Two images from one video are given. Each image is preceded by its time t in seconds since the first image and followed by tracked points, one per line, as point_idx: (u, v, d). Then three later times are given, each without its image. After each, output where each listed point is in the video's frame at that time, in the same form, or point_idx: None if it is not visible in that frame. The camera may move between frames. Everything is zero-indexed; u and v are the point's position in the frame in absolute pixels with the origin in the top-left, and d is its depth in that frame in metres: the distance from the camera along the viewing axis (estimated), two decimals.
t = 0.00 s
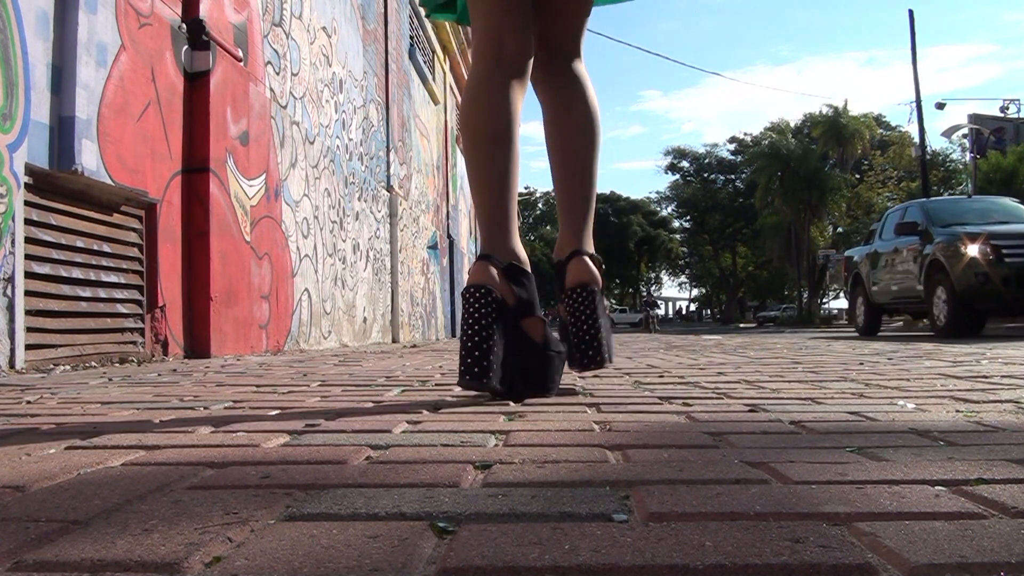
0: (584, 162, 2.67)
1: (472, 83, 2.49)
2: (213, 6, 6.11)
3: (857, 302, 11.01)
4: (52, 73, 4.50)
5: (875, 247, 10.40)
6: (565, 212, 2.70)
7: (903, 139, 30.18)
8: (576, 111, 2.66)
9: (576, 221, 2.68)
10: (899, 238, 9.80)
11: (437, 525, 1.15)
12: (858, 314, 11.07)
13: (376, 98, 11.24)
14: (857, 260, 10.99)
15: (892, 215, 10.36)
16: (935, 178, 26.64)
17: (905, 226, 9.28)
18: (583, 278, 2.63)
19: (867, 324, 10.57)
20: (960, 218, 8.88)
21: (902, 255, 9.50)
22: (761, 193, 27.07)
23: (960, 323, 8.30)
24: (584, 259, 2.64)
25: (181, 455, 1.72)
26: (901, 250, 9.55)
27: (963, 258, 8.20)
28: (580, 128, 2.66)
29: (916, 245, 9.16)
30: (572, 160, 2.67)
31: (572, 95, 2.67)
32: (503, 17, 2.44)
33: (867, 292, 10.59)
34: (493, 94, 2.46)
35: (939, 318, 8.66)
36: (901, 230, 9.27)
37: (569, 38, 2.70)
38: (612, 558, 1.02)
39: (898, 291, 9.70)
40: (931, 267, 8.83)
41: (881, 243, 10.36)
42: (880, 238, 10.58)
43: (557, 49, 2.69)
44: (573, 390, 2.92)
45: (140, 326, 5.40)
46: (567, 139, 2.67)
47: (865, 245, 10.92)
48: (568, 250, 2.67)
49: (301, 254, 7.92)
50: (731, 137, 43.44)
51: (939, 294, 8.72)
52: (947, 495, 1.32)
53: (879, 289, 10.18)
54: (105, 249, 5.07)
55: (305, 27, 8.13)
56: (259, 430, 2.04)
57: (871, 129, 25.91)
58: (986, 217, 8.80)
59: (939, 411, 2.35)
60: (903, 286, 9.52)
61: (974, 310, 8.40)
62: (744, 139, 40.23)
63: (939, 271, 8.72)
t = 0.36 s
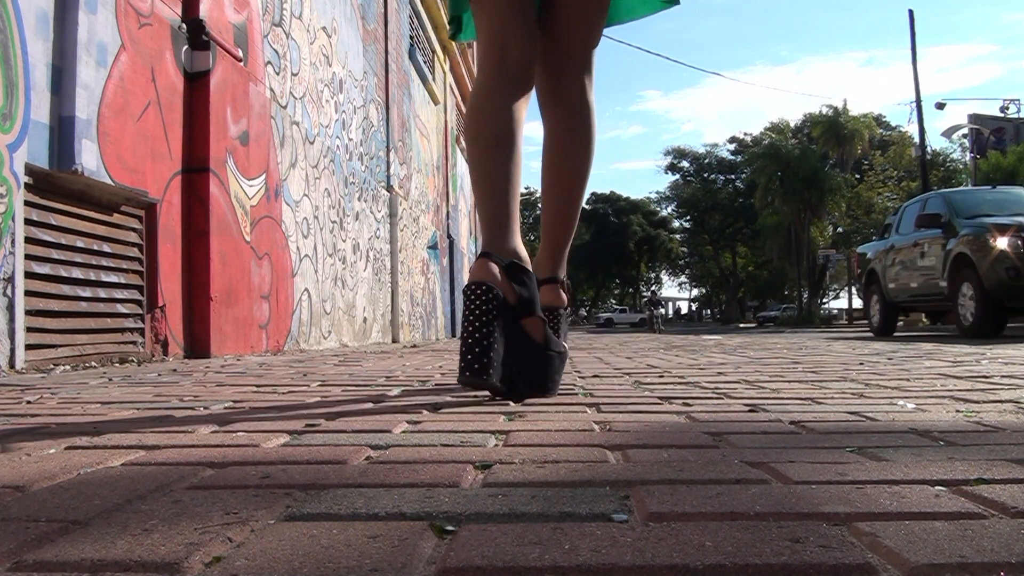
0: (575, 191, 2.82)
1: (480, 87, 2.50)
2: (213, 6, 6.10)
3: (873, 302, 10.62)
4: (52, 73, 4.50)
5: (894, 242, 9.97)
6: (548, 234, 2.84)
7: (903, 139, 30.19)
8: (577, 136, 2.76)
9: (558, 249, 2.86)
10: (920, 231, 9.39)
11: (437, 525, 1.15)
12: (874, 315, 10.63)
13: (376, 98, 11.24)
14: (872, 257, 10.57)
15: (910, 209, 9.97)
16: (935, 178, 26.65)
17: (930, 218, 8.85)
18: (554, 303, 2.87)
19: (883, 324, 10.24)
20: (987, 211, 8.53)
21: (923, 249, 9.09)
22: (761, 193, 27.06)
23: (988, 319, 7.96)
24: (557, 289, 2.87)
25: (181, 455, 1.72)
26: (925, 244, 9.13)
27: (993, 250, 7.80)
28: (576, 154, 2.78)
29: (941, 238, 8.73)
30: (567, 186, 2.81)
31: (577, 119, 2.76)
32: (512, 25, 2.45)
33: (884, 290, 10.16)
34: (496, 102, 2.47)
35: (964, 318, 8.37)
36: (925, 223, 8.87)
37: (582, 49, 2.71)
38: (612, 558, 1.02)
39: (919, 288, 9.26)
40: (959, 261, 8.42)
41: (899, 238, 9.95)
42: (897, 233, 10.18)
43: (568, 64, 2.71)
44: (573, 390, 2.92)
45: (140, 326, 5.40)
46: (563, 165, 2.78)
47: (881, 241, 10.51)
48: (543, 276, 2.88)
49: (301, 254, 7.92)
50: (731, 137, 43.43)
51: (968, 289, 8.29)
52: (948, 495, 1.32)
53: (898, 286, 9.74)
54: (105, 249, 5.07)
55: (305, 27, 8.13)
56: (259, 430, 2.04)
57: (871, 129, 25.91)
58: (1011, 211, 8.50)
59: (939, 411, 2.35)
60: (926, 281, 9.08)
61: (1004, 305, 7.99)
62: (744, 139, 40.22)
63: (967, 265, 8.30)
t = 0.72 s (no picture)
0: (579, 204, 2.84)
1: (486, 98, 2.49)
2: (213, 6, 6.10)
3: (892, 300, 10.14)
4: (52, 73, 4.50)
5: (914, 235, 9.54)
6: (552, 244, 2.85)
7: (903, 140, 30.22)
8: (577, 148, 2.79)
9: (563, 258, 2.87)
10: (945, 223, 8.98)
11: (437, 524, 1.16)
12: (893, 314, 10.20)
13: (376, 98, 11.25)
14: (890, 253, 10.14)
15: (932, 200, 9.58)
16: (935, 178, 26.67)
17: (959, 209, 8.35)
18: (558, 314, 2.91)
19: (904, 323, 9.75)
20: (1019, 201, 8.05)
21: (950, 242, 8.67)
22: (761, 193, 27.08)
23: None
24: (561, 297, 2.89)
25: (181, 455, 1.72)
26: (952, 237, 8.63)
27: None
28: (578, 166, 2.81)
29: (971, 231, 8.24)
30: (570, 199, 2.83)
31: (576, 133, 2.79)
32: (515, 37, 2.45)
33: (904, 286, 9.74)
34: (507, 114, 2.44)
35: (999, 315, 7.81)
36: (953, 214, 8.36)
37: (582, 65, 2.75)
38: (611, 557, 1.02)
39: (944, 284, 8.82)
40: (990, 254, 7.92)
41: (920, 231, 9.54)
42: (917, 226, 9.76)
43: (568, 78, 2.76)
44: (573, 390, 2.92)
45: (140, 326, 5.39)
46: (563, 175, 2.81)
47: (899, 236, 10.09)
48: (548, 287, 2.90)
49: (301, 254, 7.92)
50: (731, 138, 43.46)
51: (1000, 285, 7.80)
52: (948, 495, 1.32)
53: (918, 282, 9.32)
54: (105, 248, 5.07)
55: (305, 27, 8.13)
56: (259, 430, 2.04)
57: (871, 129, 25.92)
58: None
59: (939, 411, 2.35)
60: (952, 277, 8.66)
61: None
62: (744, 139, 40.26)
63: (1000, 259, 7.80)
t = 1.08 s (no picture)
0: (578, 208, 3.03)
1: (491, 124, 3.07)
2: (213, 6, 6.10)
3: (913, 297, 9.67)
4: (52, 73, 4.50)
5: (940, 226, 9.06)
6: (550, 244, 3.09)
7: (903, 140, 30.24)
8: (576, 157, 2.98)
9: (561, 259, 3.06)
10: (977, 212, 8.54)
11: (437, 524, 1.16)
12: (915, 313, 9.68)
13: (376, 98, 11.24)
14: (912, 248, 9.66)
15: (959, 190, 9.14)
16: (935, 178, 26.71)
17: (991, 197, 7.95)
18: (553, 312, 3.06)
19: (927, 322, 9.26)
20: None
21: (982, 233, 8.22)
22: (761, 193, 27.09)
23: None
24: (559, 295, 3.07)
25: (181, 455, 1.72)
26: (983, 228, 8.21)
27: None
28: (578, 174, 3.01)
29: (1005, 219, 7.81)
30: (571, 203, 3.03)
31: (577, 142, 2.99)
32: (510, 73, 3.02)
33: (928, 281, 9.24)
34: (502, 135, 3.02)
35: None
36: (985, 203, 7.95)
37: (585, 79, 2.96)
38: (612, 558, 1.02)
39: (974, 279, 8.33)
40: None
41: (946, 222, 9.08)
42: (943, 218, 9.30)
43: (567, 90, 2.95)
44: (572, 390, 2.92)
45: (140, 326, 5.40)
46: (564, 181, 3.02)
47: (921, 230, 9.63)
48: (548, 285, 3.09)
49: (301, 254, 7.91)
50: (731, 138, 43.49)
51: None
52: (948, 495, 1.32)
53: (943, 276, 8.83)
54: (105, 248, 5.07)
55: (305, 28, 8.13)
56: (260, 430, 2.04)
57: (871, 129, 25.94)
58: None
59: (939, 411, 2.35)
60: (982, 270, 8.19)
61: None
62: (743, 139, 40.32)
63: None
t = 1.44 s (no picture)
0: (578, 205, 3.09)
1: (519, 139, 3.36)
2: (213, 6, 6.10)
3: (937, 295, 9.08)
4: (52, 73, 4.50)
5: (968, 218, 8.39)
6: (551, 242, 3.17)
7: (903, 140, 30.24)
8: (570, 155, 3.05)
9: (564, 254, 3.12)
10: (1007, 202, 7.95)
11: (437, 524, 1.15)
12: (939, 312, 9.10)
13: (376, 98, 11.24)
14: (934, 242, 9.05)
15: (988, 178, 8.49)
16: (935, 178, 26.72)
17: None
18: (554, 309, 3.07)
19: (953, 322, 8.71)
20: None
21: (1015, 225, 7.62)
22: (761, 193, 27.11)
23: None
24: (559, 292, 3.09)
25: (181, 455, 1.72)
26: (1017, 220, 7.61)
27: None
28: (577, 174, 3.09)
29: None
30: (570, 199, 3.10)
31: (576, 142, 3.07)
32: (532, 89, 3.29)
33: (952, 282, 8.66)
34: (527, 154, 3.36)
35: None
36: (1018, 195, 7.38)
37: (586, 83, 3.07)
38: (612, 558, 1.02)
39: (1006, 276, 7.75)
40: None
41: (974, 213, 8.45)
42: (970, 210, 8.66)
43: (567, 92, 3.05)
44: (572, 390, 2.92)
45: (140, 326, 5.40)
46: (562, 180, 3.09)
47: (946, 222, 9.00)
48: (548, 283, 3.12)
49: (301, 254, 7.91)
50: (731, 138, 43.52)
51: None
52: (948, 495, 1.32)
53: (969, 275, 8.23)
54: (106, 248, 5.07)
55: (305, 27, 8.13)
56: (259, 430, 2.04)
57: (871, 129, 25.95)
58: None
59: (939, 411, 2.35)
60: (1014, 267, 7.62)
61: None
62: (743, 139, 40.34)
63: None
